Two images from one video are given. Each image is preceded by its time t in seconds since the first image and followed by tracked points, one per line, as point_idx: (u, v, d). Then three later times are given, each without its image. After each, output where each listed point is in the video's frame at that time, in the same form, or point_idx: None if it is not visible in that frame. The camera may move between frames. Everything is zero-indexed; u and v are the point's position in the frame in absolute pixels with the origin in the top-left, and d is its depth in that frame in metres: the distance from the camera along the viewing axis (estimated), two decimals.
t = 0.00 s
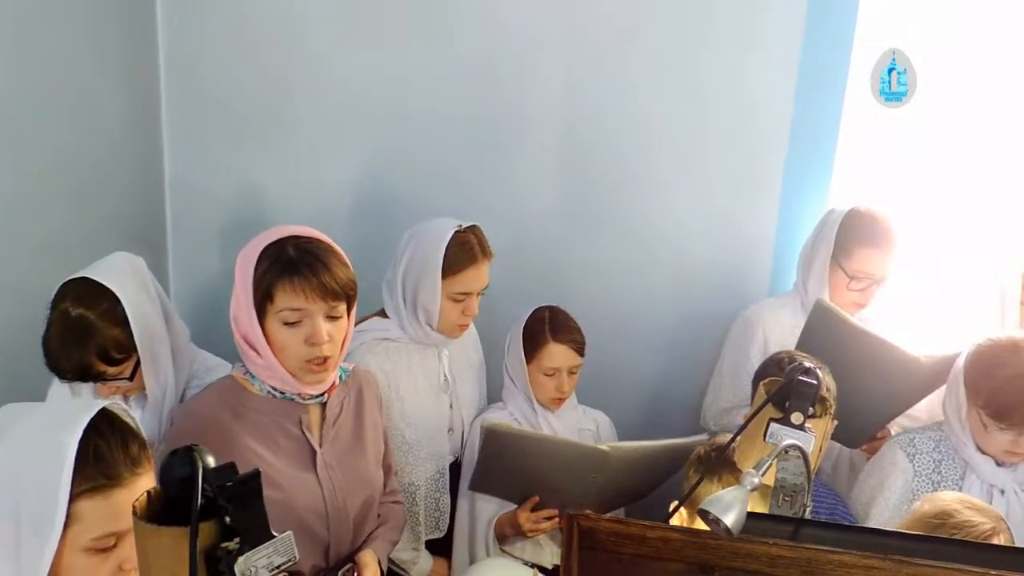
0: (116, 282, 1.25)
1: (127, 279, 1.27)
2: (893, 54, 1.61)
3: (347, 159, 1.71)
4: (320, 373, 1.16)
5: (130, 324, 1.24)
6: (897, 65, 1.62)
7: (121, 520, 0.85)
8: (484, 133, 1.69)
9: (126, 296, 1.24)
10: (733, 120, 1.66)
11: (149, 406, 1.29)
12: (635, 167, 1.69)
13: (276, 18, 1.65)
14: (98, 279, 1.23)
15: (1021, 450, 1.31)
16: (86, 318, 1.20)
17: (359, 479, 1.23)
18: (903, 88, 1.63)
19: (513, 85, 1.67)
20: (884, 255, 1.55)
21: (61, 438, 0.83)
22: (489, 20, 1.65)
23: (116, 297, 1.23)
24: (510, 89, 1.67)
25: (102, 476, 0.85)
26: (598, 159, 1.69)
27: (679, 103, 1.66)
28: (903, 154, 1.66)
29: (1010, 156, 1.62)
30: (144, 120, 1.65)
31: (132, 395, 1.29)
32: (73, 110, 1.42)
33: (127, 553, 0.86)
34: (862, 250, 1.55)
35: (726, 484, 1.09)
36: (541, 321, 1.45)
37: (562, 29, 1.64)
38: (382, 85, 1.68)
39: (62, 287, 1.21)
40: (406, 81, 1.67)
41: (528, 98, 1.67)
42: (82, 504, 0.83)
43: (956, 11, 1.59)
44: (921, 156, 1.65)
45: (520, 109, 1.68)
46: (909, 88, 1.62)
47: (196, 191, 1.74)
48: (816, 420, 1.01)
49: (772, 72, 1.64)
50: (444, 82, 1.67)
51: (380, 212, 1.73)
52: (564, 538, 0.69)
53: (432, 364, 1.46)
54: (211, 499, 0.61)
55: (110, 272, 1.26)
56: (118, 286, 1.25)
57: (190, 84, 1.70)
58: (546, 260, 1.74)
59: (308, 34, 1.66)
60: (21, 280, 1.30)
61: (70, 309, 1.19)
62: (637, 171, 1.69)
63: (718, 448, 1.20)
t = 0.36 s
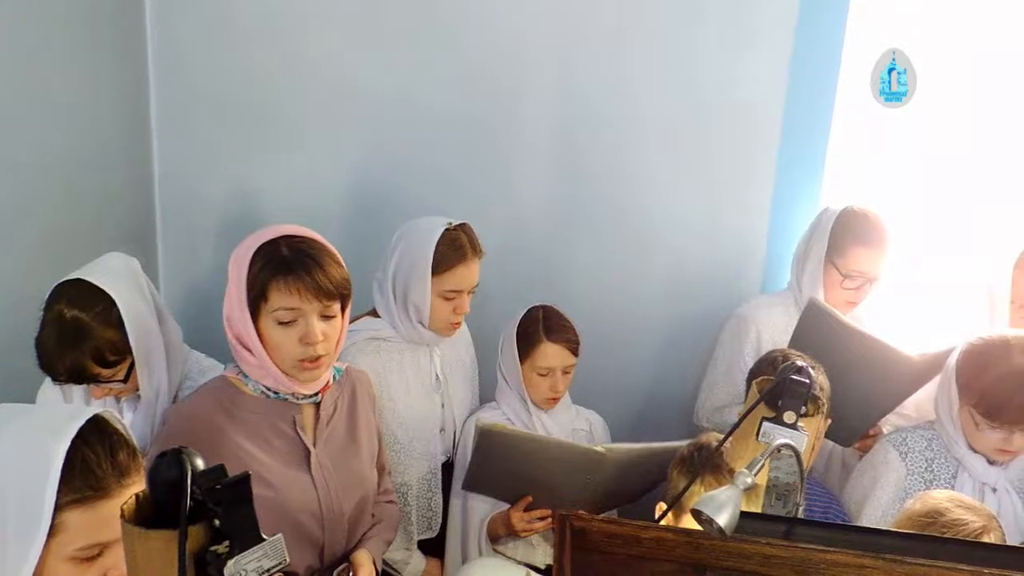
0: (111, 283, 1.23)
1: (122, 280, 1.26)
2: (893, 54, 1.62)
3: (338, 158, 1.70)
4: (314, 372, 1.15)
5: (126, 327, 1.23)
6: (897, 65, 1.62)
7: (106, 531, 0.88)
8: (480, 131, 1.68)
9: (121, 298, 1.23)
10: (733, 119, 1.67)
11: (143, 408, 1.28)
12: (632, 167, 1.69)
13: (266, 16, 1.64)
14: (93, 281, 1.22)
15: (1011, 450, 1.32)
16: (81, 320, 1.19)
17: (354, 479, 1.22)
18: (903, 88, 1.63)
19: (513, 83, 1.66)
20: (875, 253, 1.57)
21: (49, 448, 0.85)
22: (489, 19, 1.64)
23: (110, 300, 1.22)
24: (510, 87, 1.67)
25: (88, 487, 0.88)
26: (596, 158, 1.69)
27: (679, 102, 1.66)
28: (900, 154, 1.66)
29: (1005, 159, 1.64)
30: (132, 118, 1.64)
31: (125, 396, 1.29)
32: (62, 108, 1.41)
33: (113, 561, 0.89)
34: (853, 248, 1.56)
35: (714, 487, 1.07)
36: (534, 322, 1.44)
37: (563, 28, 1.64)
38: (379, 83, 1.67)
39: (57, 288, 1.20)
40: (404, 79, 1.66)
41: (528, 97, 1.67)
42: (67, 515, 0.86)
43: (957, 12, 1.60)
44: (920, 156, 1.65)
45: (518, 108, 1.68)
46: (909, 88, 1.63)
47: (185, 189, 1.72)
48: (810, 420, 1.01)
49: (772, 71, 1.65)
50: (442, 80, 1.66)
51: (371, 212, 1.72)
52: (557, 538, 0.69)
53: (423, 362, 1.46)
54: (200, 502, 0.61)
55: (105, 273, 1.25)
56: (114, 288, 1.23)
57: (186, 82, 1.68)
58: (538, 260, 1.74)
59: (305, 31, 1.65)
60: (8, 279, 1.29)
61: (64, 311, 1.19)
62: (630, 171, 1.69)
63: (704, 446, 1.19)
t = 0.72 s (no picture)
0: (54, 287, 1.20)
1: (64, 283, 1.23)
2: (893, 54, 1.65)
3: (291, 157, 1.68)
4: (270, 375, 1.13)
5: (69, 330, 1.20)
6: (897, 65, 1.65)
7: (42, 538, 0.86)
8: (446, 128, 1.68)
9: (64, 302, 1.21)
10: (717, 115, 1.68)
11: (88, 412, 1.25)
12: (600, 165, 1.70)
13: (217, 11, 1.61)
14: (35, 283, 1.18)
15: (956, 439, 1.36)
16: (23, 325, 1.15)
17: (313, 483, 1.20)
18: (902, 88, 1.66)
19: (493, 80, 1.66)
20: (827, 248, 1.60)
21: None
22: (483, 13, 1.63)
23: (53, 303, 1.19)
24: (492, 82, 1.66)
25: (21, 492, 0.85)
26: (569, 155, 1.69)
27: (670, 100, 1.67)
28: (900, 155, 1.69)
29: (989, 161, 1.68)
30: (77, 113, 1.59)
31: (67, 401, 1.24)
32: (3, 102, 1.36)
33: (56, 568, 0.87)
34: (803, 244, 1.58)
35: (673, 481, 1.08)
36: (489, 321, 1.45)
37: (560, 23, 1.64)
38: (348, 80, 1.65)
39: None
40: (372, 76, 1.65)
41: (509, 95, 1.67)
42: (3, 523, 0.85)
43: (953, 13, 1.63)
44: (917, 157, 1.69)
45: (504, 104, 1.67)
46: (908, 88, 1.66)
47: (132, 187, 1.68)
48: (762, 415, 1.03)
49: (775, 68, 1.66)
50: (414, 78, 1.65)
51: (324, 211, 1.70)
52: (514, 540, 0.68)
53: (381, 362, 1.45)
54: (147, 512, 0.60)
55: (46, 276, 1.21)
56: (56, 292, 1.20)
57: (146, 71, 1.64)
58: (495, 259, 1.74)
59: (276, 25, 1.62)
60: None
61: (6, 316, 1.13)
62: (590, 171, 1.70)
63: (657, 446, 1.19)
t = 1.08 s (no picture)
0: None
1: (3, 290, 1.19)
2: (893, 55, 1.67)
3: (242, 158, 1.64)
4: (227, 380, 1.11)
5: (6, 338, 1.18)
6: (897, 65, 1.67)
7: None
8: (410, 125, 1.66)
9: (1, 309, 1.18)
10: (686, 112, 1.69)
11: (31, 424, 1.20)
12: (560, 164, 1.70)
13: (163, 8, 1.57)
14: None
15: (905, 429, 1.39)
16: None
17: (275, 490, 1.17)
18: (903, 88, 1.69)
19: (476, 76, 1.65)
20: (781, 245, 1.60)
21: None
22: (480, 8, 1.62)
23: None
24: (473, 77, 1.65)
25: None
26: (543, 152, 1.70)
27: (655, 97, 1.69)
28: (903, 154, 1.73)
29: (972, 161, 1.73)
30: (15, 112, 1.53)
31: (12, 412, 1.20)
32: None
33: None
34: (756, 241, 1.59)
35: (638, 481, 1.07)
36: (448, 323, 1.45)
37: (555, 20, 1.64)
38: (316, 76, 1.62)
39: None
40: (336, 75, 1.63)
41: (490, 93, 1.66)
42: None
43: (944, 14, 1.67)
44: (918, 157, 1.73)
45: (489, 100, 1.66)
46: (909, 88, 1.68)
47: (74, 188, 1.63)
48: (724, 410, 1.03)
49: (772, 66, 1.70)
50: (385, 75, 1.64)
51: (277, 213, 1.67)
52: (482, 544, 0.68)
53: (338, 367, 1.43)
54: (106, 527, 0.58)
55: None
56: None
57: (104, 58, 1.58)
58: (453, 259, 1.73)
59: (245, 18, 1.59)
60: None
61: None
62: (549, 170, 1.71)
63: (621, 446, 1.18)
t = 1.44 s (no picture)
0: None
1: None
2: (893, 55, 1.71)
3: (191, 160, 1.60)
4: (177, 388, 1.08)
5: None
6: (897, 66, 1.71)
7: None
8: (376, 123, 1.65)
9: None
10: (640, 114, 1.72)
11: None
12: (522, 164, 1.70)
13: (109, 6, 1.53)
14: None
15: (860, 421, 1.42)
16: None
17: (228, 500, 1.13)
18: (902, 88, 1.72)
19: (461, 72, 1.65)
20: (736, 241, 1.62)
21: None
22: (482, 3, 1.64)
23: None
24: (452, 75, 1.65)
25: None
26: (513, 149, 1.70)
27: (626, 96, 1.71)
28: (901, 152, 1.76)
29: (952, 160, 1.77)
30: None
31: None
32: None
33: None
34: (715, 237, 1.61)
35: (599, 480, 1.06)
36: (406, 324, 1.43)
37: (548, 17, 1.66)
38: (284, 72, 1.60)
39: None
40: (289, 75, 1.60)
41: (472, 89, 1.66)
42: None
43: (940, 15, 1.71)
44: (917, 157, 1.77)
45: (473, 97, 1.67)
46: (908, 88, 1.72)
47: (9, 192, 1.53)
48: (681, 406, 1.04)
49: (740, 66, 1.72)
50: (357, 72, 1.62)
51: (228, 215, 1.63)
52: (440, 547, 0.67)
53: (294, 370, 1.40)
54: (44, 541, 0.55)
55: None
56: None
57: (65, 43, 1.52)
58: (411, 260, 1.71)
59: (216, 10, 1.56)
60: None
61: None
62: (508, 170, 1.70)
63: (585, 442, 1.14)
